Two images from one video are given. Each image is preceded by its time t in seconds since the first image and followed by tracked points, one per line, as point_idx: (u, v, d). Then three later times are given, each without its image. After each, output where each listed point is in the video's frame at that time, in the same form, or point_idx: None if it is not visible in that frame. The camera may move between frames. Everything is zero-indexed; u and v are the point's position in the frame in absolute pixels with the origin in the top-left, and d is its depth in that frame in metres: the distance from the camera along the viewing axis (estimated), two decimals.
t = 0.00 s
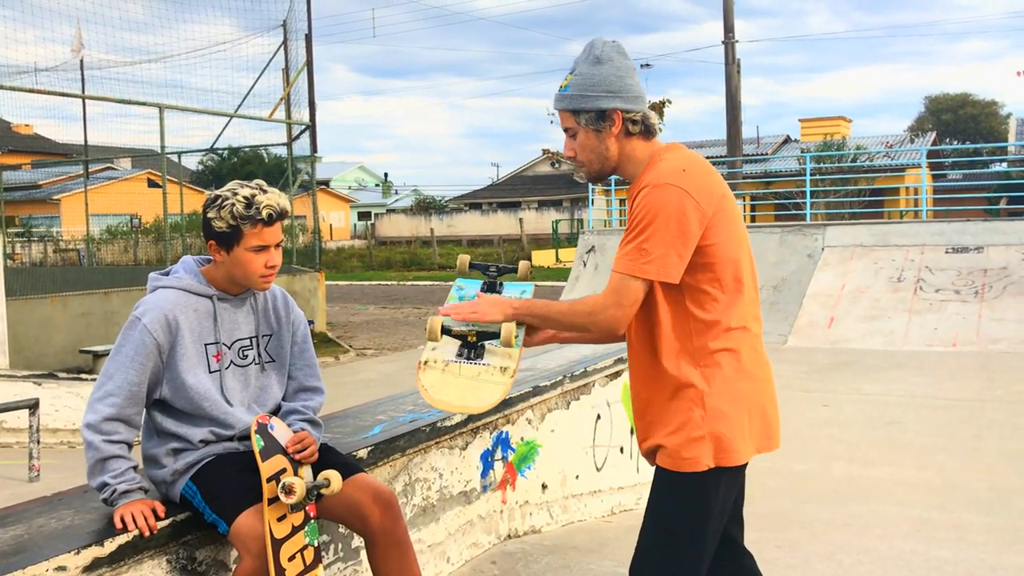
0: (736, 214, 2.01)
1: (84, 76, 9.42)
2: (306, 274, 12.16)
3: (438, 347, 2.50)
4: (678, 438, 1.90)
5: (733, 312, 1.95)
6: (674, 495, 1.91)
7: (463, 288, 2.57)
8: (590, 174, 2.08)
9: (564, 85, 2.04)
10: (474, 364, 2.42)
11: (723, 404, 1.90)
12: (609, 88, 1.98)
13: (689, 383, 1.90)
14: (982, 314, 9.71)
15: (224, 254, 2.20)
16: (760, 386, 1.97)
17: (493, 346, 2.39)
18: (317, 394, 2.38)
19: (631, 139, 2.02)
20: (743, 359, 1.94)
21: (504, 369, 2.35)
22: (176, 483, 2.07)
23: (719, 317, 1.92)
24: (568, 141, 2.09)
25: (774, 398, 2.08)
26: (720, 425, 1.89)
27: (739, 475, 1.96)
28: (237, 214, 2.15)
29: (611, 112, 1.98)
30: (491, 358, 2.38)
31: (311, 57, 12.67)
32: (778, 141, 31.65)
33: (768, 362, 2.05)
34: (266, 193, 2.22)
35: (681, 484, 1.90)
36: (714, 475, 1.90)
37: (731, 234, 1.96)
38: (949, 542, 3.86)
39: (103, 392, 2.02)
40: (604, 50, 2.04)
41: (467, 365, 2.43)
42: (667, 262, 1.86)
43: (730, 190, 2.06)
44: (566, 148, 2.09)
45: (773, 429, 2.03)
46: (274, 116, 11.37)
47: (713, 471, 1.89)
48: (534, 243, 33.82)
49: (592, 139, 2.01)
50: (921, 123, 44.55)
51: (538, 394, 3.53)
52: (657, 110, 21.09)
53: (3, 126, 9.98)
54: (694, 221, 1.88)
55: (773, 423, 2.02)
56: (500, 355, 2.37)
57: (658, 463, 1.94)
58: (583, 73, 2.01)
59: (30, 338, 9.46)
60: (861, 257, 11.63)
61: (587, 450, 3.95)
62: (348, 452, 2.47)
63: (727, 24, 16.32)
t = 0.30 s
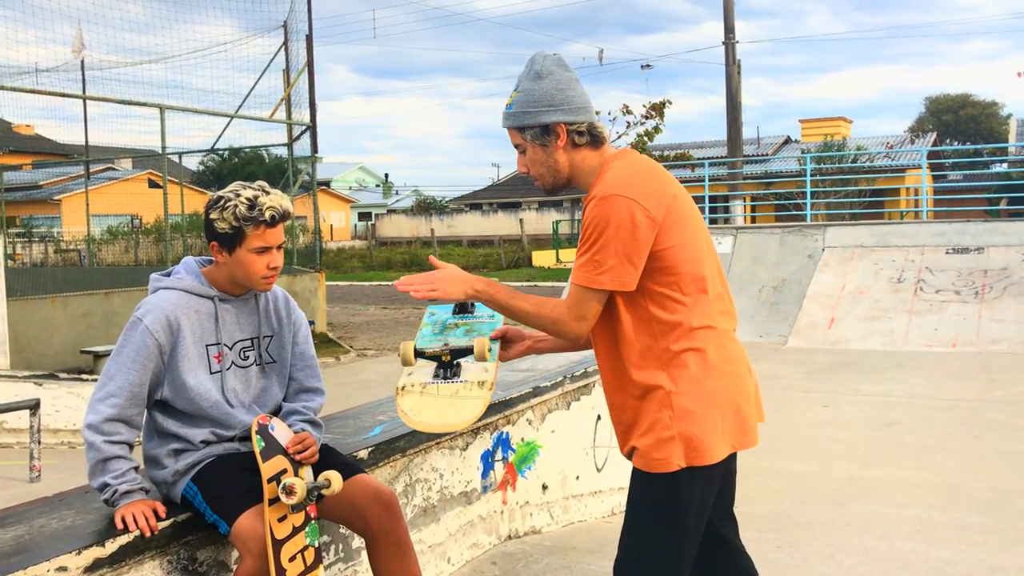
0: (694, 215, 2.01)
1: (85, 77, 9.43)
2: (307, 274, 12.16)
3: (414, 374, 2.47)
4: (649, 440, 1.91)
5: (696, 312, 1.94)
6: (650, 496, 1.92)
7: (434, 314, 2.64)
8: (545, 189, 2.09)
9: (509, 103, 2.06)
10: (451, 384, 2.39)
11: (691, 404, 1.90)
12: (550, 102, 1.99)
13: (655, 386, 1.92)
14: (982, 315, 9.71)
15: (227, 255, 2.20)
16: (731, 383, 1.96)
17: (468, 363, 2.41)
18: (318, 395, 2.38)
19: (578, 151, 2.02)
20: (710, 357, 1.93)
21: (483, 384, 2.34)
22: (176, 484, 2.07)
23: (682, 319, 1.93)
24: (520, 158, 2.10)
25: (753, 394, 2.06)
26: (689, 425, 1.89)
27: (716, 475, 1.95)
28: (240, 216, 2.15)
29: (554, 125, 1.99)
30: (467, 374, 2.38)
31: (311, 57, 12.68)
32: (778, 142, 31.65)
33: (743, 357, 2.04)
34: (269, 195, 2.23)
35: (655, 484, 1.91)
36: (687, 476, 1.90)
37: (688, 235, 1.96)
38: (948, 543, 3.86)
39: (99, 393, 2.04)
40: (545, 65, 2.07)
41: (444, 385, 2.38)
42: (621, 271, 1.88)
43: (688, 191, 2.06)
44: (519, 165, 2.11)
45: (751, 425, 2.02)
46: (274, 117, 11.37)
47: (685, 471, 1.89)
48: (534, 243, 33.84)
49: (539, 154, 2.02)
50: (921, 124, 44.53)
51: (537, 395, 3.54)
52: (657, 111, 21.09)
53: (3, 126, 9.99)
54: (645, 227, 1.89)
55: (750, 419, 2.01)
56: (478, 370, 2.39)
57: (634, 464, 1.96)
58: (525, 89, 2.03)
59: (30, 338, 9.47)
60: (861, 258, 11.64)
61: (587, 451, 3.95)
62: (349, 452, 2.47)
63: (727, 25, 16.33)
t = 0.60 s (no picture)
0: (663, 212, 2.00)
1: (87, 76, 9.43)
2: (309, 273, 12.16)
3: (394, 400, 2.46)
4: (634, 441, 1.91)
5: (674, 310, 1.94)
6: (640, 497, 1.92)
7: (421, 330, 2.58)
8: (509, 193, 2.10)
9: (481, 103, 2.05)
10: (431, 407, 2.39)
11: (674, 404, 1.89)
12: (518, 109, 1.97)
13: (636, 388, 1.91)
14: (986, 312, 9.69)
15: (232, 254, 2.20)
16: (713, 378, 1.95)
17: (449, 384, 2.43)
18: (322, 393, 2.38)
19: (541, 159, 2.01)
20: (690, 355, 1.92)
21: (462, 403, 2.34)
22: (181, 483, 2.07)
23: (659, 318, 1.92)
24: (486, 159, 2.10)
25: (738, 386, 2.05)
26: (673, 425, 1.88)
27: (705, 473, 1.94)
28: (244, 214, 2.15)
29: (519, 133, 1.98)
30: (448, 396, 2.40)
31: (313, 56, 12.67)
32: (780, 139, 31.62)
33: (726, 352, 2.03)
34: (273, 193, 2.22)
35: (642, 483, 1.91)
36: (675, 476, 1.90)
37: (658, 233, 1.94)
38: (953, 541, 3.85)
39: (101, 394, 2.04)
40: (519, 70, 2.04)
41: (424, 409, 2.39)
42: (592, 275, 1.86)
43: (657, 188, 2.04)
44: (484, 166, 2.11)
45: (737, 419, 2.01)
46: (276, 115, 11.36)
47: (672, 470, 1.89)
48: (537, 241, 33.84)
49: (502, 158, 2.01)
50: (924, 121, 44.43)
51: (541, 393, 3.54)
52: (660, 109, 21.06)
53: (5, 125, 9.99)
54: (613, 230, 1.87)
55: (736, 413, 2.00)
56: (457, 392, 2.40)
57: (621, 464, 1.96)
58: (495, 93, 2.02)
59: (33, 337, 9.48)
60: (864, 255, 11.62)
61: (591, 448, 3.95)
62: (353, 451, 2.48)
63: (729, 22, 16.30)
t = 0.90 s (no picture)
0: (655, 210, 1.98)
1: (93, 72, 9.44)
2: (315, 269, 12.16)
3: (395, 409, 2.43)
4: (634, 441, 1.90)
5: (670, 308, 1.92)
6: (640, 496, 1.91)
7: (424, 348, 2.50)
8: (501, 197, 2.08)
9: (466, 110, 2.03)
10: (432, 415, 2.39)
11: (673, 402, 1.88)
12: (506, 112, 1.96)
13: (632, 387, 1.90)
14: (993, 308, 9.65)
15: (239, 250, 2.19)
16: (712, 375, 1.93)
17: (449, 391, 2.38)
18: (329, 389, 2.37)
19: (532, 162, 2.00)
20: (687, 353, 1.91)
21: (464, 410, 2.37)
22: (189, 479, 2.07)
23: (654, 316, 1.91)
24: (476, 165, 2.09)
25: (737, 382, 2.04)
26: (673, 423, 1.87)
27: (706, 469, 1.93)
28: (252, 211, 2.14)
29: (508, 136, 1.97)
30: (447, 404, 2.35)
31: (319, 52, 12.67)
32: (786, 135, 31.53)
33: (725, 348, 2.02)
34: (281, 189, 2.21)
35: (643, 482, 1.90)
36: (674, 474, 1.89)
37: (650, 230, 1.93)
38: (962, 538, 3.83)
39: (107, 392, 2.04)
40: (500, 73, 2.02)
41: (425, 419, 2.39)
42: (585, 276, 1.84)
43: (648, 186, 2.03)
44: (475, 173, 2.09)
45: (737, 415, 2.00)
46: (282, 112, 11.35)
47: (673, 468, 1.88)
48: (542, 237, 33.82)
49: (493, 163, 2.00)
50: (930, 117, 44.26)
51: (547, 390, 3.53)
52: (665, 105, 21.01)
53: (12, 122, 10.00)
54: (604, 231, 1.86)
55: (736, 409, 1.99)
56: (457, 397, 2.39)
57: (620, 463, 1.95)
58: (480, 97, 2.00)
59: (40, 333, 9.50)
60: (871, 252, 11.58)
61: (598, 445, 3.94)
62: (360, 447, 2.48)
63: (735, 17, 16.24)
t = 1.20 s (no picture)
0: (666, 204, 1.98)
1: (101, 69, 9.46)
2: (322, 266, 12.18)
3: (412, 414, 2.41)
4: (646, 437, 1.90)
5: (682, 303, 1.92)
6: (651, 492, 1.91)
7: (431, 350, 2.46)
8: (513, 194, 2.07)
9: (473, 107, 2.03)
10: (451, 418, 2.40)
11: (684, 397, 1.87)
12: (515, 102, 1.96)
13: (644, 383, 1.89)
14: (1002, 306, 9.61)
15: (250, 246, 2.19)
16: (723, 369, 1.93)
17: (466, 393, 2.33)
18: (339, 385, 2.38)
19: (543, 151, 2.00)
20: (698, 348, 1.90)
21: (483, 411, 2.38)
22: (199, 475, 2.07)
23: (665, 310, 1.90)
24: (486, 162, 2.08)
25: (748, 376, 2.04)
26: (685, 419, 1.87)
27: (717, 464, 1.93)
28: (263, 206, 2.14)
29: (519, 126, 1.97)
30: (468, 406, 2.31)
31: (326, 49, 12.67)
32: (794, 132, 31.43)
33: (735, 341, 2.02)
34: (292, 185, 2.22)
35: (655, 477, 1.90)
36: (686, 470, 1.88)
37: (661, 225, 1.93)
38: (972, 536, 3.81)
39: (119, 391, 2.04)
40: (504, 69, 2.03)
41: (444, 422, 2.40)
42: (597, 272, 1.84)
43: (659, 181, 2.02)
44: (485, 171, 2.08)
45: (747, 410, 2.00)
46: (289, 109, 11.36)
47: (685, 464, 1.87)
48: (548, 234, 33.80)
49: (505, 156, 1.99)
50: (939, 112, 44.08)
51: (556, 386, 3.52)
52: (673, 101, 20.97)
53: (20, 119, 10.03)
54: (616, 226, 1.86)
55: (746, 403, 1.99)
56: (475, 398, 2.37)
57: (631, 458, 1.95)
58: (487, 92, 2.00)
59: (49, 329, 9.56)
60: (879, 249, 11.53)
61: (606, 442, 3.94)
62: (370, 443, 2.48)
63: (743, 13, 16.18)
